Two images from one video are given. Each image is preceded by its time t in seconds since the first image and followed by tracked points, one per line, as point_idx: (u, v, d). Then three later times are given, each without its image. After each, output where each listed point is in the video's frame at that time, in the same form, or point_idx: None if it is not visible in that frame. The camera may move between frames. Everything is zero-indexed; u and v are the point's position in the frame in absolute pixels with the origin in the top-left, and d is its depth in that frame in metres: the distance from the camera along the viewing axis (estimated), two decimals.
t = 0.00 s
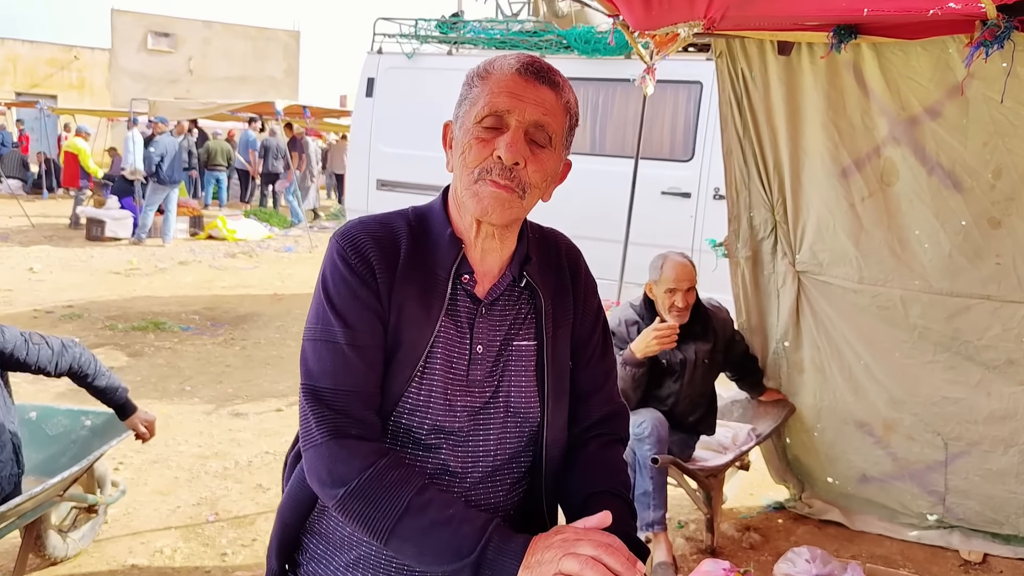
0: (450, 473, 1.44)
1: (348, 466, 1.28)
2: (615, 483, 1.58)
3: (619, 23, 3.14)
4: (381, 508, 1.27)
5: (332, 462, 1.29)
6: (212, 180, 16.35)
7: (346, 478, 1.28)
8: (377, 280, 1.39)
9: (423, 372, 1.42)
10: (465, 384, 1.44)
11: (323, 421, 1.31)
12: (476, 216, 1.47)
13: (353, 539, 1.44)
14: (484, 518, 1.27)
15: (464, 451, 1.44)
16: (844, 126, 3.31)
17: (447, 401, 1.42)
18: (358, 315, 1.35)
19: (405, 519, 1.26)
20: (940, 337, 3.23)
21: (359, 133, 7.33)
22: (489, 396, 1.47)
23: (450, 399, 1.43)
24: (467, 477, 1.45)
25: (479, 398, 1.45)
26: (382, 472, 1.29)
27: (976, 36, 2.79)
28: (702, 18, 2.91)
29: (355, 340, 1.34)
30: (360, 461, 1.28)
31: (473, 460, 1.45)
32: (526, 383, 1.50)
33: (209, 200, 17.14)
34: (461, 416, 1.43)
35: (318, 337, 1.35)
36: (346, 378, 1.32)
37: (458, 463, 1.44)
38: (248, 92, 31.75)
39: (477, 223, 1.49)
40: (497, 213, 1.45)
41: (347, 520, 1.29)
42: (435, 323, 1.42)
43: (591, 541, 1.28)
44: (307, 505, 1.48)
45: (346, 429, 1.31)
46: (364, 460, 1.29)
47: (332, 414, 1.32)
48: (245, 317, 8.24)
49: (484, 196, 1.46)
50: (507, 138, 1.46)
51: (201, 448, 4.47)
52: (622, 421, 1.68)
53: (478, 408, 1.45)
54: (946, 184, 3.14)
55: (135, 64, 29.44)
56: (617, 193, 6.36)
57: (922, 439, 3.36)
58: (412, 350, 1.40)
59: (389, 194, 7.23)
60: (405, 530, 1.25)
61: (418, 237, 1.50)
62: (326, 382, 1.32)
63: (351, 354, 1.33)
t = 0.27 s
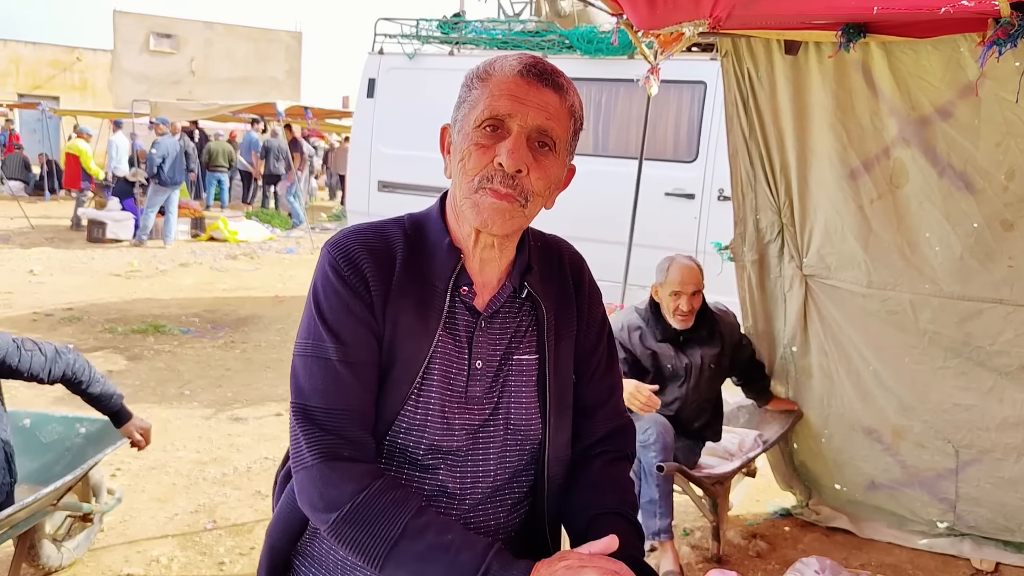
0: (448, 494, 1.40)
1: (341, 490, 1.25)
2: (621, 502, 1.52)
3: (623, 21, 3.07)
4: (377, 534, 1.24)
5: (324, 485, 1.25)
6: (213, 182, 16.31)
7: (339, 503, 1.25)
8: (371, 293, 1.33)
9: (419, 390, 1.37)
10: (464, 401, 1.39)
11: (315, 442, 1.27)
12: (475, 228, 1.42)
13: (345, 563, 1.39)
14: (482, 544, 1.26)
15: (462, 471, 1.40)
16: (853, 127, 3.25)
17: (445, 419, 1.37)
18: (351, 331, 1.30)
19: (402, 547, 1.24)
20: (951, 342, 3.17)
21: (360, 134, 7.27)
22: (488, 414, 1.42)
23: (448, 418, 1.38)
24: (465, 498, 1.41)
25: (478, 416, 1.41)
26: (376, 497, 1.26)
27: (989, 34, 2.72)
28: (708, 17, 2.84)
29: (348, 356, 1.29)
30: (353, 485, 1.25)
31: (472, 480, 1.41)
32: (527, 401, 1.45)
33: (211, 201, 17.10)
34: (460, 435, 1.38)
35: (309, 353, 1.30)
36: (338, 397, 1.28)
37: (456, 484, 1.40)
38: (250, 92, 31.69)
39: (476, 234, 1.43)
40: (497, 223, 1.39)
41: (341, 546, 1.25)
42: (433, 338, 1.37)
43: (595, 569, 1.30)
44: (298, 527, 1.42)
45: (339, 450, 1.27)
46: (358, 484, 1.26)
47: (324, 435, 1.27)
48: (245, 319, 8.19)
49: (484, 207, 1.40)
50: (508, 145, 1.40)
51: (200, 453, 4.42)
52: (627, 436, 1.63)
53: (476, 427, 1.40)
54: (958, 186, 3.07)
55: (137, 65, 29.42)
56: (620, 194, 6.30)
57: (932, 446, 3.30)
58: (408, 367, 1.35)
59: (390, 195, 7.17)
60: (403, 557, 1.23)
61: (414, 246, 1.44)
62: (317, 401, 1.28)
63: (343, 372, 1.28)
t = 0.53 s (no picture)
0: (446, 498, 1.37)
1: (336, 495, 1.23)
2: (623, 506, 1.49)
3: (626, 17, 3.04)
4: (373, 540, 1.22)
5: (319, 490, 1.23)
6: (215, 179, 16.29)
7: (334, 508, 1.23)
8: (367, 293, 1.31)
9: (417, 392, 1.34)
10: (462, 404, 1.37)
11: (310, 446, 1.24)
12: (473, 227, 1.39)
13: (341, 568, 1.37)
14: (481, 551, 1.24)
15: (461, 475, 1.37)
16: (858, 124, 3.22)
17: (442, 422, 1.35)
18: (347, 331, 1.27)
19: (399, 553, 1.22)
20: (956, 342, 3.14)
21: (361, 131, 7.24)
22: (487, 417, 1.39)
23: (446, 421, 1.35)
24: (464, 502, 1.38)
25: (477, 419, 1.38)
26: (371, 502, 1.24)
27: (997, 30, 2.68)
28: (712, 12, 2.81)
29: (343, 358, 1.26)
30: (349, 490, 1.23)
31: (471, 485, 1.39)
32: (527, 403, 1.43)
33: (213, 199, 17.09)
34: (458, 439, 1.36)
35: (303, 355, 1.27)
36: (333, 400, 1.25)
37: (455, 488, 1.37)
38: (252, 90, 31.64)
39: (474, 233, 1.40)
40: (497, 223, 1.36)
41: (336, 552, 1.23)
42: (430, 339, 1.34)
43: None
44: (292, 532, 1.40)
45: (334, 455, 1.25)
46: (353, 489, 1.23)
47: (318, 439, 1.25)
48: (247, 317, 8.17)
49: (483, 206, 1.37)
50: (508, 142, 1.37)
51: (200, 452, 4.39)
52: (630, 438, 1.60)
53: (475, 430, 1.38)
54: (964, 184, 3.04)
55: (140, 63, 29.40)
56: (622, 192, 6.26)
57: (937, 446, 3.27)
58: (405, 369, 1.32)
59: (391, 193, 7.14)
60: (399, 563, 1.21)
61: (411, 244, 1.41)
62: (311, 404, 1.25)
63: (338, 375, 1.25)
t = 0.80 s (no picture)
0: (444, 495, 1.37)
1: (334, 491, 1.22)
2: (622, 502, 1.49)
3: (629, 13, 3.03)
4: (371, 536, 1.22)
5: (317, 486, 1.23)
6: (218, 176, 16.29)
7: (332, 504, 1.22)
8: (365, 288, 1.30)
9: (415, 387, 1.34)
10: (461, 400, 1.36)
11: (307, 441, 1.24)
12: (473, 222, 1.38)
13: (339, 565, 1.36)
14: (480, 547, 1.24)
15: (460, 471, 1.37)
16: (861, 122, 3.20)
17: (441, 417, 1.34)
18: (345, 326, 1.27)
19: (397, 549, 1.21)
20: (960, 341, 3.13)
21: (364, 128, 7.23)
22: (486, 413, 1.39)
23: (445, 417, 1.35)
24: (463, 499, 1.38)
25: (476, 415, 1.37)
26: (370, 498, 1.23)
27: (1002, 26, 2.66)
28: (716, 8, 2.78)
29: (342, 353, 1.26)
30: (347, 486, 1.23)
31: (470, 481, 1.38)
32: (526, 398, 1.42)
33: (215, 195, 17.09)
34: (457, 435, 1.35)
35: (300, 350, 1.26)
36: (331, 395, 1.24)
37: (454, 484, 1.37)
38: (255, 87, 31.64)
39: (473, 228, 1.40)
40: (497, 218, 1.36)
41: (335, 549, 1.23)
42: (429, 334, 1.34)
43: (595, 573, 1.26)
44: (290, 528, 1.39)
45: (332, 450, 1.24)
46: (351, 485, 1.23)
47: (316, 434, 1.24)
48: (249, 314, 8.17)
49: (482, 201, 1.37)
50: (508, 137, 1.36)
51: (201, 448, 4.39)
52: (629, 434, 1.59)
53: (474, 426, 1.37)
54: (968, 182, 3.03)
55: (142, 59, 29.38)
56: (624, 190, 6.25)
57: (940, 445, 3.26)
58: (403, 364, 1.32)
59: (394, 190, 7.14)
60: (397, 559, 1.21)
61: (409, 239, 1.40)
62: (309, 399, 1.24)
63: (337, 370, 1.25)
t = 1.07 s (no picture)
0: (447, 495, 1.37)
1: (336, 491, 1.23)
2: (624, 503, 1.49)
3: (634, 12, 3.02)
4: (373, 536, 1.22)
5: (319, 487, 1.23)
6: (222, 174, 16.31)
7: (334, 504, 1.23)
8: (368, 289, 1.30)
9: (418, 388, 1.34)
10: (464, 401, 1.36)
11: (310, 442, 1.24)
12: (478, 223, 1.38)
13: (341, 564, 1.37)
14: (482, 547, 1.24)
15: (463, 471, 1.37)
16: (866, 122, 3.20)
17: (443, 418, 1.34)
18: (348, 327, 1.27)
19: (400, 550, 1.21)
20: (964, 343, 3.12)
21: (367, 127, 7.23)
22: (489, 414, 1.39)
23: (448, 418, 1.35)
24: (465, 499, 1.38)
25: (479, 416, 1.37)
26: (372, 499, 1.24)
27: (1008, 27, 2.65)
28: (721, 7, 2.77)
29: (345, 354, 1.26)
30: (349, 486, 1.23)
31: (472, 482, 1.38)
32: (529, 399, 1.42)
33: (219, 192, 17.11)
34: (459, 436, 1.35)
35: (304, 350, 1.27)
36: (334, 396, 1.25)
37: (456, 485, 1.37)
38: (259, 84, 31.65)
39: (478, 228, 1.40)
40: (501, 219, 1.36)
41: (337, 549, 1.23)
42: (432, 335, 1.34)
43: (597, 574, 1.26)
44: (292, 527, 1.40)
45: (334, 451, 1.24)
46: (354, 485, 1.23)
47: (319, 434, 1.25)
48: (252, 311, 8.18)
49: (486, 203, 1.37)
50: (513, 139, 1.36)
51: (204, 446, 4.40)
52: (631, 435, 1.59)
53: (477, 427, 1.38)
54: (973, 183, 3.02)
55: (147, 56, 29.41)
56: (628, 189, 6.24)
57: (943, 447, 3.25)
58: (406, 365, 1.32)
59: (398, 188, 7.14)
60: (399, 559, 1.21)
61: (413, 240, 1.40)
62: (312, 400, 1.25)
63: (340, 371, 1.25)
